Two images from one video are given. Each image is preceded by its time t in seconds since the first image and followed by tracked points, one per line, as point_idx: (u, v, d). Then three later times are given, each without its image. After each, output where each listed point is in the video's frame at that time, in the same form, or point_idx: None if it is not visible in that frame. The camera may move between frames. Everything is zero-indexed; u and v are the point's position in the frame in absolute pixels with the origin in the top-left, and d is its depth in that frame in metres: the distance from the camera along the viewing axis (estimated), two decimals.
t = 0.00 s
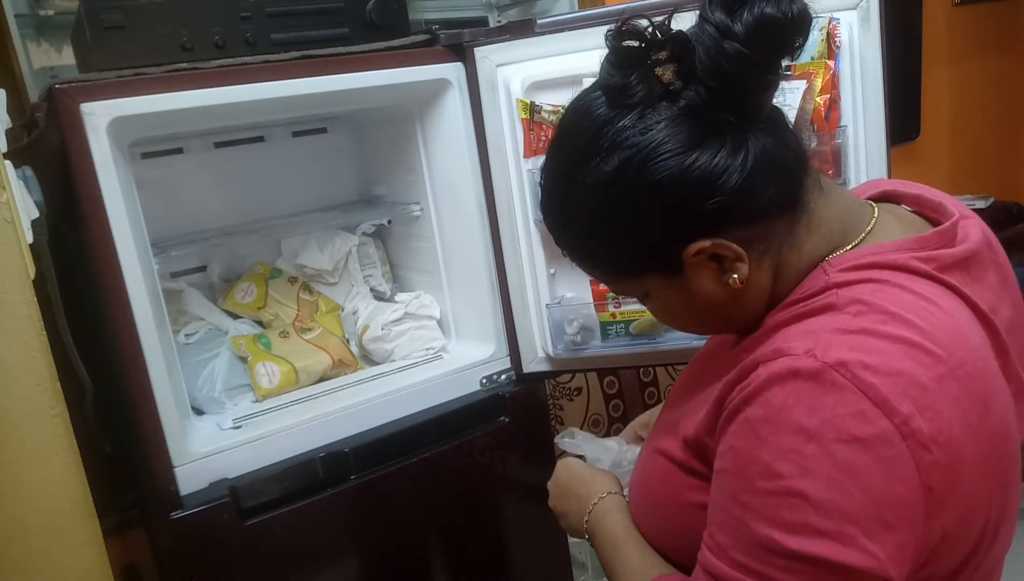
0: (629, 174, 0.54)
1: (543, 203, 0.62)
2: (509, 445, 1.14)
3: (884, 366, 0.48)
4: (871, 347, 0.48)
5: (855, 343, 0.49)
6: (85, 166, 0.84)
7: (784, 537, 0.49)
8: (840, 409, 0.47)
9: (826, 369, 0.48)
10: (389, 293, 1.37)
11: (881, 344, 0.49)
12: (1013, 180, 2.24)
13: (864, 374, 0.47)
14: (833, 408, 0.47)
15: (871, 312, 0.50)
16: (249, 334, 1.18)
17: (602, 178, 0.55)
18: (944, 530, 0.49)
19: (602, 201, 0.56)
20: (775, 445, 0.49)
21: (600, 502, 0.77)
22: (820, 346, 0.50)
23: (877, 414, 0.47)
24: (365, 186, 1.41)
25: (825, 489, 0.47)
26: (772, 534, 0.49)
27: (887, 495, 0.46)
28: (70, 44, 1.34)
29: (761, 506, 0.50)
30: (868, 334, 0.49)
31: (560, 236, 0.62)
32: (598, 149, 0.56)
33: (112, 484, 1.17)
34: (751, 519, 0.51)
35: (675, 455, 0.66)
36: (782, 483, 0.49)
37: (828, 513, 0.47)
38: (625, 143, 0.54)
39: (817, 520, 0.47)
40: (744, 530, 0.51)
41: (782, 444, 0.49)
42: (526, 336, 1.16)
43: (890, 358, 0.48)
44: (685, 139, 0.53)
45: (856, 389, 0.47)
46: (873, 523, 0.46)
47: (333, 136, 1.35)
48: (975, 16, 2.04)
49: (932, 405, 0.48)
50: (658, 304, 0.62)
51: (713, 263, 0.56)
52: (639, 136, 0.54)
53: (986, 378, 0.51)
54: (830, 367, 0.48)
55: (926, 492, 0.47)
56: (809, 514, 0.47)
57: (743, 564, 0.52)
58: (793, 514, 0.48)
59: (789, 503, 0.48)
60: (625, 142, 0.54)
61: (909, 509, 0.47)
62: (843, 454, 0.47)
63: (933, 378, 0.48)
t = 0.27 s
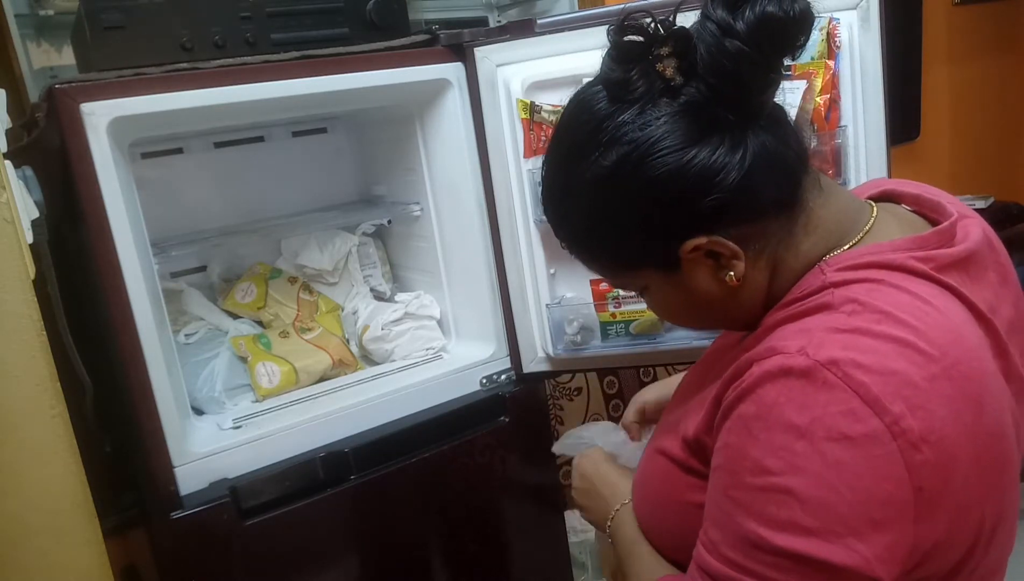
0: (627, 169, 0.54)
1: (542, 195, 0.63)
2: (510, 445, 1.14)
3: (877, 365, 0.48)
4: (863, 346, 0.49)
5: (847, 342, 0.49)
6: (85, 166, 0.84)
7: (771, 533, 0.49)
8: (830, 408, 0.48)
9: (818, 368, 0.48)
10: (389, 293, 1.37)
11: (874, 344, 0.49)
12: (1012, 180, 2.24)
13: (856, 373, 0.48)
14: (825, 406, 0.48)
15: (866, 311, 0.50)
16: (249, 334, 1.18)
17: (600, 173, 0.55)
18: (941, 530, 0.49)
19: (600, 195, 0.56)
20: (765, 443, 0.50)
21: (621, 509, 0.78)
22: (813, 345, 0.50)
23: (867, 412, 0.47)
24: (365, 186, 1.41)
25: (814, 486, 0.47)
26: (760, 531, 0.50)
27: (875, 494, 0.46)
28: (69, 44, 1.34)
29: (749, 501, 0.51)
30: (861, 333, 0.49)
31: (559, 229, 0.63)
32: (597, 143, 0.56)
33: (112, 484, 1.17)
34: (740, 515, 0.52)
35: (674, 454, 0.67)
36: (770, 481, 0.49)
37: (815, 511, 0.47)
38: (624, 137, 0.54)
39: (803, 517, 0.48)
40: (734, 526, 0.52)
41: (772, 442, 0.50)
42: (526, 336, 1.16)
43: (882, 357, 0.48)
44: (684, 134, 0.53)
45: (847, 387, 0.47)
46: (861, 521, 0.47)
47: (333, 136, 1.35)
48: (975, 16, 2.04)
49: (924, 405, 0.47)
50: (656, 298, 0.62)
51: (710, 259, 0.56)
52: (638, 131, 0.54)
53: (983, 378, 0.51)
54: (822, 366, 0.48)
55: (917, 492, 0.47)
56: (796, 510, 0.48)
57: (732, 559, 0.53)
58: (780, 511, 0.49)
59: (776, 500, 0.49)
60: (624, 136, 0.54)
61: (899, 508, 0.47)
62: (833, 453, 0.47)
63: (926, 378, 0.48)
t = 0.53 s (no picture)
0: (623, 168, 0.54)
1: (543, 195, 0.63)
2: (509, 445, 1.14)
3: (870, 364, 0.47)
4: (856, 344, 0.48)
5: (841, 341, 0.49)
6: (85, 166, 0.84)
7: (761, 528, 0.50)
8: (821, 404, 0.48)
9: (810, 366, 0.48)
10: (389, 293, 1.37)
11: (867, 342, 0.48)
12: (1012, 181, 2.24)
13: (848, 371, 0.47)
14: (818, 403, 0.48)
15: (858, 309, 0.50)
16: (249, 334, 1.18)
17: (597, 171, 0.55)
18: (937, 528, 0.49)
19: (597, 194, 0.56)
20: (757, 438, 0.50)
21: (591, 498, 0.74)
22: (805, 343, 0.50)
23: (858, 410, 0.47)
24: (365, 186, 1.41)
25: (806, 483, 0.47)
26: (750, 525, 0.50)
27: (865, 491, 0.47)
28: (70, 44, 1.34)
29: (740, 497, 0.51)
30: (854, 331, 0.49)
31: (559, 228, 0.63)
32: (594, 142, 0.56)
33: (113, 484, 1.17)
34: (731, 510, 0.52)
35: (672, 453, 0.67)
36: (761, 476, 0.50)
37: (805, 506, 0.47)
38: (621, 136, 0.54)
39: (793, 513, 0.48)
40: (724, 520, 0.52)
41: (764, 438, 0.50)
42: (526, 336, 1.16)
43: (875, 355, 0.48)
44: (679, 133, 0.53)
45: (840, 385, 0.47)
46: (850, 518, 0.47)
47: (333, 136, 1.35)
48: (975, 17, 2.04)
49: (915, 403, 0.47)
50: (654, 296, 0.62)
51: (708, 257, 0.56)
52: (635, 129, 0.54)
53: (978, 375, 0.50)
54: (814, 364, 0.48)
55: (909, 490, 0.47)
56: (787, 506, 0.48)
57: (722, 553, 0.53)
58: (771, 507, 0.49)
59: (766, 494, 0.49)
60: (620, 135, 0.54)
61: (890, 505, 0.47)
62: (825, 450, 0.47)
63: (920, 375, 0.48)
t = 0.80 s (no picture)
0: (629, 175, 0.53)
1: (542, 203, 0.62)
2: (510, 444, 1.14)
3: (871, 359, 0.48)
4: (857, 340, 0.48)
5: (841, 336, 0.49)
6: (85, 166, 0.84)
7: (766, 526, 0.49)
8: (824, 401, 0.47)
9: (811, 362, 0.48)
10: (389, 293, 1.37)
11: (868, 338, 0.48)
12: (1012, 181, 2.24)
13: (850, 367, 0.47)
14: (818, 399, 0.48)
15: (859, 305, 0.50)
16: (249, 334, 1.18)
17: (602, 179, 0.55)
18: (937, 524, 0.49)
19: (602, 202, 0.56)
20: (759, 435, 0.50)
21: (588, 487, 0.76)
22: (806, 339, 0.50)
23: (860, 406, 0.47)
24: (365, 186, 1.41)
25: (809, 479, 0.47)
26: (755, 523, 0.50)
27: (868, 486, 0.47)
28: (69, 45, 1.34)
29: (744, 494, 0.51)
30: (855, 328, 0.49)
31: (559, 236, 0.62)
32: (597, 150, 0.55)
33: (113, 484, 1.17)
34: (736, 508, 0.51)
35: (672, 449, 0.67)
36: (765, 473, 0.49)
37: (810, 503, 0.47)
38: (625, 143, 0.54)
39: (799, 509, 0.48)
40: (729, 518, 0.52)
41: (767, 435, 0.50)
42: (526, 335, 1.16)
43: (876, 351, 0.48)
44: (685, 137, 0.53)
45: (841, 381, 0.47)
46: (854, 513, 0.47)
47: (333, 136, 1.35)
48: (974, 16, 2.04)
49: (916, 398, 0.47)
50: (658, 301, 0.62)
51: (714, 259, 0.56)
52: (640, 136, 0.53)
53: (976, 372, 0.51)
54: (815, 359, 0.48)
55: (909, 484, 0.47)
56: (790, 502, 0.48)
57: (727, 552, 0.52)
58: (775, 503, 0.49)
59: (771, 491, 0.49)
60: (625, 142, 0.54)
61: (891, 500, 0.47)
62: (826, 445, 0.47)
63: (919, 371, 0.48)
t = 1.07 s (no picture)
0: (625, 180, 0.53)
1: (533, 210, 0.62)
2: (509, 445, 1.14)
3: (870, 366, 0.48)
4: (855, 347, 0.48)
5: (839, 344, 0.49)
6: (85, 166, 0.84)
7: (767, 539, 0.48)
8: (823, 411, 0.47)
9: (809, 369, 0.48)
10: (389, 293, 1.37)
11: (866, 345, 0.49)
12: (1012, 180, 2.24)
13: (849, 374, 0.47)
14: (817, 407, 0.47)
15: (856, 312, 0.50)
16: (249, 334, 1.18)
17: (596, 185, 0.55)
18: (937, 527, 0.50)
19: (597, 209, 0.55)
20: (758, 446, 0.49)
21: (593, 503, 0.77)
22: (803, 346, 0.50)
23: (860, 414, 0.47)
24: (365, 186, 1.41)
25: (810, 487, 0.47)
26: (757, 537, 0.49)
27: (870, 496, 0.46)
28: (69, 44, 1.34)
29: (744, 508, 0.50)
30: (853, 334, 0.49)
31: (550, 243, 0.62)
32: (590, 156, 0.55)
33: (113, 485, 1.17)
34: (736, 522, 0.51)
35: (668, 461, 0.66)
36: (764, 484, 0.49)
37: (812, 515, 0.47)
38: (619, 148, 0.54)
39: (801, 522, 0.47)
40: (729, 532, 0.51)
41: (766, 446, 0.49)
42: (526, 336, 1.16)
43: (874, 358, 0.48)
44: (680, 142, 0.53)
45: (840, 389, 0.47)
46: (857, 525, 0.46)
47: (333, 136, 1.35)
48: (974, 16, 2.04)
49: (916, 406, 0.47)
50: (653, 310, 0.62)
51: (710, 265, 0.56)
52: (634, 141, 0.53)
53: (972, 378, 0.51)
54: (813, 367, 0.48)
55: (912, 493, 0.47)
56: (792, 515, 0.47)
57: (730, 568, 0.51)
58: (776, 516, 0.48)
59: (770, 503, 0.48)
60: (619, 148, 0.54)
61: (894, 510, 0.47)
62: (827, 455, 0.46)
63: (919, 379, 0.48)
